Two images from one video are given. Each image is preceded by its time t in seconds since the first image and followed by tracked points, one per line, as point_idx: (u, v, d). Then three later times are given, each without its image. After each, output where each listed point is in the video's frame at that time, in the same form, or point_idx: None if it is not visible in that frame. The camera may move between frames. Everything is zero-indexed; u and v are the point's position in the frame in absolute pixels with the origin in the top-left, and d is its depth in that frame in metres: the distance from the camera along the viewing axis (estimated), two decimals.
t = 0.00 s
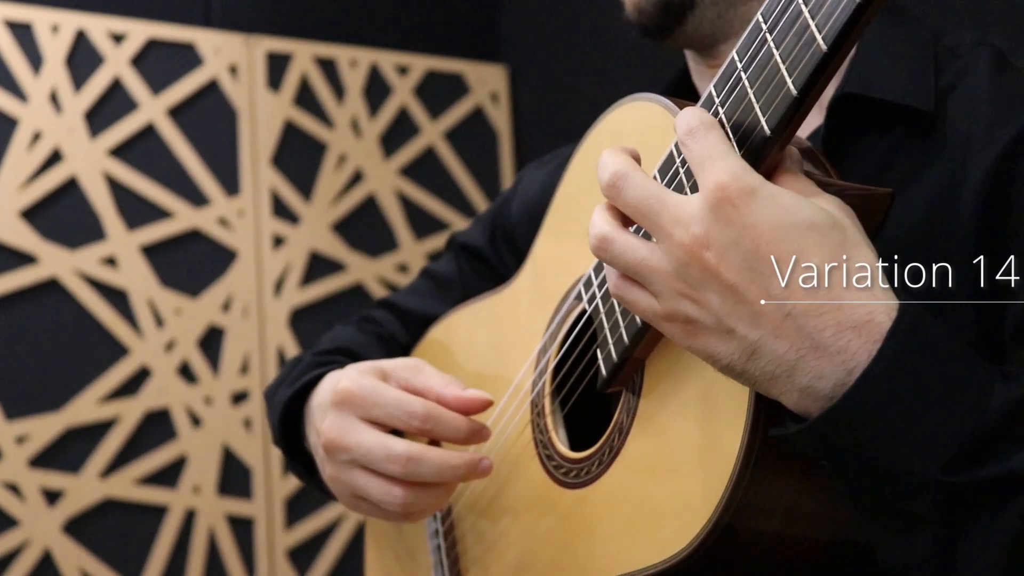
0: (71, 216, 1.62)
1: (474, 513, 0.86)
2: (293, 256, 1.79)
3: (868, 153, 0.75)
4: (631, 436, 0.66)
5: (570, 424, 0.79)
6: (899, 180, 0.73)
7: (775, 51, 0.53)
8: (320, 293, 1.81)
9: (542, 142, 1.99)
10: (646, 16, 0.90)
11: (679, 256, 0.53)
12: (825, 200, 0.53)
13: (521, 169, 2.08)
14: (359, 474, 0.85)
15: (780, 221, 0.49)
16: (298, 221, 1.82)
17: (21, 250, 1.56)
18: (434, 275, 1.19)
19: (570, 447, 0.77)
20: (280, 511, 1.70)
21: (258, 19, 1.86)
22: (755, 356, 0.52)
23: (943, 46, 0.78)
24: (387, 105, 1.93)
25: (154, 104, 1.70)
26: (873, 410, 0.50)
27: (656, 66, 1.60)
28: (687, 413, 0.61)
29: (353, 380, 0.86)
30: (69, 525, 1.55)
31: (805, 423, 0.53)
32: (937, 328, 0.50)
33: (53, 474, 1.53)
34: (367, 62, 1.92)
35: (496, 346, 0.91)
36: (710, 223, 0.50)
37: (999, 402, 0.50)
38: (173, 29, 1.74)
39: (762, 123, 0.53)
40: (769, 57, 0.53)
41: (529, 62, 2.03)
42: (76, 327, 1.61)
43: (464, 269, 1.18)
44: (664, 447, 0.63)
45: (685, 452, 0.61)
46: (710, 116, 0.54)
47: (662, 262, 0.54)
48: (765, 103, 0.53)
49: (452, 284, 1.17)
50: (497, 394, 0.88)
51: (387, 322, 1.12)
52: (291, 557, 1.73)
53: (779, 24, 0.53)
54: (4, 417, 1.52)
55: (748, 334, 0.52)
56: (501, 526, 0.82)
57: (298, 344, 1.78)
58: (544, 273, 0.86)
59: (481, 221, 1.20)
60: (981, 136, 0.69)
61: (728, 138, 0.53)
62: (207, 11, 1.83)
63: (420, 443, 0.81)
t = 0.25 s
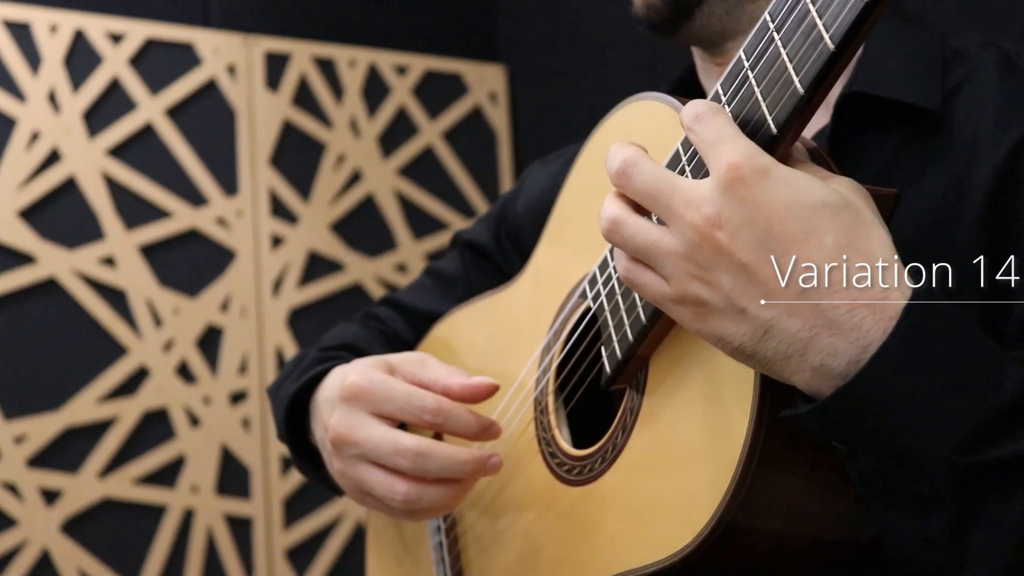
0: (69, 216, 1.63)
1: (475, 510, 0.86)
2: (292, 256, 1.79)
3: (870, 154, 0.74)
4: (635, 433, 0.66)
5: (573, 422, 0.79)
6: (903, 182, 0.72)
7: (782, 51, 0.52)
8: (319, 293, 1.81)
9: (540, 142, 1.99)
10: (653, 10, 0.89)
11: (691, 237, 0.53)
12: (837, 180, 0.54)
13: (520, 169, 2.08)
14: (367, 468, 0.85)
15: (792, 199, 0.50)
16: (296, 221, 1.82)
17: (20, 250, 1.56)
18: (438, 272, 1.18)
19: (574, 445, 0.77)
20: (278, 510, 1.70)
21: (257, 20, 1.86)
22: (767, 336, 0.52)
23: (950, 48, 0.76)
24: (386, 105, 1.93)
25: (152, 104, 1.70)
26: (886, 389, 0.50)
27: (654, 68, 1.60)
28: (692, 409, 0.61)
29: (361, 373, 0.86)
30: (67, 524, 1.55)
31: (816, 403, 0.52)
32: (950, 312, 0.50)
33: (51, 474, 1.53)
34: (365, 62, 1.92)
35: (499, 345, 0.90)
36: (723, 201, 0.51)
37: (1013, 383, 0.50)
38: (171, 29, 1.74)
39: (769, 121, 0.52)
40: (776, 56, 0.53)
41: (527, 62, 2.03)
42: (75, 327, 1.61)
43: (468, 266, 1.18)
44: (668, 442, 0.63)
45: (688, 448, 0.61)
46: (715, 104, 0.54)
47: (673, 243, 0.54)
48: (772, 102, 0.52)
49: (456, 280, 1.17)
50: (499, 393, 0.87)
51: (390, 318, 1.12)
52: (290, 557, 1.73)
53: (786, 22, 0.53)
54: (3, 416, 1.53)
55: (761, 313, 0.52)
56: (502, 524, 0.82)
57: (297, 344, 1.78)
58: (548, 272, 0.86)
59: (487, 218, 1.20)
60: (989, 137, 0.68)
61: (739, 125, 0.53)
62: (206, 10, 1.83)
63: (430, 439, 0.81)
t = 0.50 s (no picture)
0: (68, 215, 1.62)
1: (476, 507, 0.86)
2: (291, 255, 1.79)
3: (873, 150, 0.74)
4: (638, 429, 0.66)
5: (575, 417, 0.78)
6: (907, 178, 0.72)
7: (789, 45, 0.52)
8: (318, 292, 1.81)
9: (538, 141, 1.99)
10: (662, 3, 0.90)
11: (698, 224, 0.53)
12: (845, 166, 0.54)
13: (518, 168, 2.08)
14: (375, 463, 0.85)
15: (799, 181, 0.50)
16: (295, 220, 1.82)
17: (18, 249, 1.56)
18: (441, 267, 1.18)
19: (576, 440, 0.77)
20: (277, 509, 1.70)
21: (255, 18, 1.86)
22: (777, 320, 0.51)
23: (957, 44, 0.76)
24: (384, 104, 1.93)
25: (151, 103, 1.69)
26: (895, 373, 0.50)
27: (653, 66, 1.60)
28: (696, 404, 0.61)
29: (369, 368, 0.86)
30: (66, 524, 1.55)
31: (828, 385, 0.52)
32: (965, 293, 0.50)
33: (50, 473, 1.52)
34: (364, 61, 1.92)
35: (501, 342, 0.90)
36: (729, 185, 0.51)
37: None
38: (169, 28, 1.74)
39: (777, 116, 0.52)
40: (783, 51, 0.53)
41: (526, 61, 2.02)
42: (74, 326, 1.61)
43: (470, 261, 1.18)
44: (671, 437, 0.63)
45: (692, 442, 0.61)
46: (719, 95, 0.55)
47: (679, 232, 0.54)
48: (779, 97, 0.52)
49: (457, 274, 1.17)
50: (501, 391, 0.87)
51: (393, 314, 1.12)
52: (289, 556, 1.73)
53: (793, 16, 0.53)
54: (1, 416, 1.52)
55: (770, 296, 0.51)
56: (504, 520, 0.81)
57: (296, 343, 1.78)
58: (550, 267, 0.85)
59: (490, 214, 1.20)
60: (995, 132, 0.67)
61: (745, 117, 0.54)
62: (205, 9, 1.83)
63: (440, 433, 0.81)
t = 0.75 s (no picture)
0: (66, 214, 1.62)
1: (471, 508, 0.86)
2: (289, 255, 1.79)
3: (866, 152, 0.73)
4: (633, 430, 0.66)
5: (570, 418, 0.78)
6: (905, 178, 0.71)
7: (785, 45, 0.52)
8: (316, 291, 1.80)
9: (537, 141, 1.99)
10: (652, 16, 0.89)
11: (691, 219, 0.53)
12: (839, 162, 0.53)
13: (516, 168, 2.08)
14: (378, 474, 0.84)
15: (789, 173, 0.50)
16: (293, 220, 1.82)
17: (16, 249, 1.56)
18: (433, 267, 1.18)
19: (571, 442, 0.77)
20: (275, 509, 1.70)
21: (253, 18, 1.86)
22: (771, 312, 0.51)
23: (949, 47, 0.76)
24: (382, 104, 1.93)
25: (149, 103, 1.69)
26: (886, 367, 0.50)
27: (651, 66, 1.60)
28: (691, 405, 0.61)
29: (366, 378, 0.85)
30: (63, 524, 1.55)
31: (824, 377, 0.52)
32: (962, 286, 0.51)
33: (47, 473, 1.52)
34: (362, 61, 1.92)
35: (495, 342, 0.90)
36: (720, 180, 0.51)
37: None
38: (166, 28, 1.74)
39: (771, 115, 0.52)
40: (778, 51, 0.53)
41: (525, 60, 2.02)
42: (71, 326, 1.61)
43: (463, 262, 1.18)
44: (666, 438, 0.63)
45: (688, 443, 0.61)
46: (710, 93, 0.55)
47: (673, 228, 0.54)
48: (774, 96, 0.52)
49: (450, 276, 1.16)
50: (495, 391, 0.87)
51: (383, 311, 1.12)
52: (286, 556, 1.73)
53: (789, 17, 0.53)
54: None
55: (763, 289, 0.51)
56: (501, 521, 0.81)
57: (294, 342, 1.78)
58: (545, 267, 0.85)
59: (482, 216, 1.19)
60: (988, 129, 0.67)
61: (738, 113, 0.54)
62: (203, 9, 1.83)
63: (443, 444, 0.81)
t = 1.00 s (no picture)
0: (64, 216, 1.62)
1: (466, 513, 0.86)
2: (287, 256, 1.79)
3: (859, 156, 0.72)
4: (631, 435, 0.66)
5: (566, 423, 0.78)
6: (898, 181, 0.70)
7: (787, 53, 0.53)
8: (314, 293, 1.81)
9: (536, 142, 1.99)
10: (640, 42, 0.86)
11: (694, 211, 0.53)
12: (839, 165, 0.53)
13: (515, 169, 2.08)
14: (346, 477, 0.84)
15: (793, 165, 0.50)
16: (292, 221, 1.82)
17: (15, 250, 1.56)
18: (423, 273, 1.18)
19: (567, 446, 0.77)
20: (274, 510, 1.70)
21: (251, 19, 1.86)
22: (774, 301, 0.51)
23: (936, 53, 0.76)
24: (381, 105, 1.93)
25: (148, 104, 1.69)
26: (889, 366, 0.49)
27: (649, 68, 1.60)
28: (689, 410, 0.61)
29: (346, 383, 0.85)
30: (62, 525, 1.55)
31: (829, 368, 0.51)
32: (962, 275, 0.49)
33: (46, 474, 1.53)
34: (361, 62, 1.92)
35: (489, 347, 0.90)
36: (724, 171, 0.52)
37: None
38: (165, 29, 1.74)
39: (774, 124, 0.52)
40: (780, 59, 0.53)
41: (523, 61, 2.02)
42: (70, 327, 1.61)
43: (454, 268, 1.18)
44: (665, 442, 0.63)
45: (686, 447, 0.61)
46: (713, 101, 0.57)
47: (676, 222, 0.54)
48: (776, 105, 0.52)
49: (442, 282, 1.16)
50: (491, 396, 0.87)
51: (374, 315, 1.12)
52: (285, 557, 1.73)
53: (791, 25, 0.53)
54: None
55: (766, 278, 0.51)
56: (495, 526, 0.82)
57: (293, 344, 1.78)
58: (540, 273, 0.85)
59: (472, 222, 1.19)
60: (979, 133, 0.67)
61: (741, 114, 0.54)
62: (201, 10, 1.83)
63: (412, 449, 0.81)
